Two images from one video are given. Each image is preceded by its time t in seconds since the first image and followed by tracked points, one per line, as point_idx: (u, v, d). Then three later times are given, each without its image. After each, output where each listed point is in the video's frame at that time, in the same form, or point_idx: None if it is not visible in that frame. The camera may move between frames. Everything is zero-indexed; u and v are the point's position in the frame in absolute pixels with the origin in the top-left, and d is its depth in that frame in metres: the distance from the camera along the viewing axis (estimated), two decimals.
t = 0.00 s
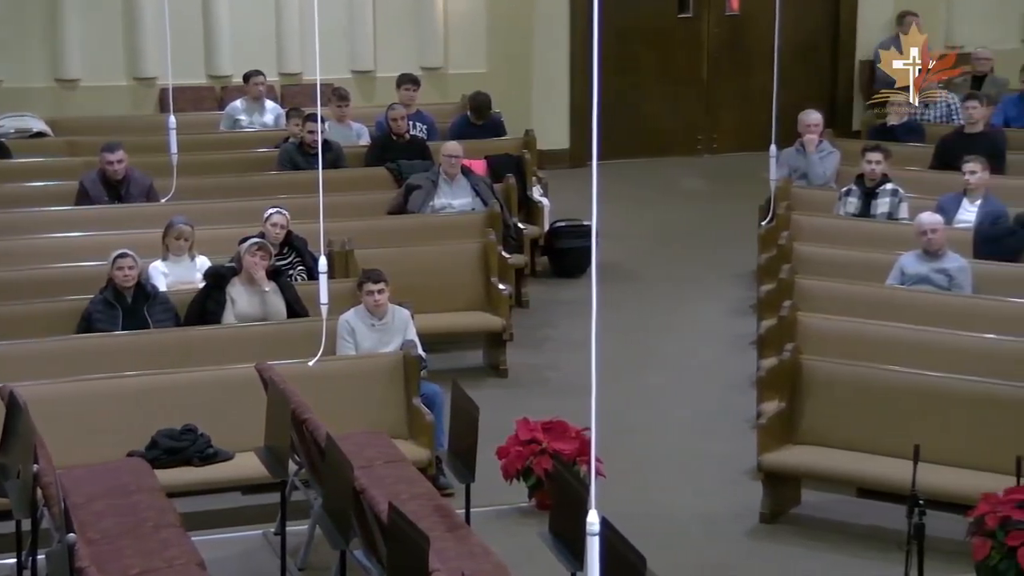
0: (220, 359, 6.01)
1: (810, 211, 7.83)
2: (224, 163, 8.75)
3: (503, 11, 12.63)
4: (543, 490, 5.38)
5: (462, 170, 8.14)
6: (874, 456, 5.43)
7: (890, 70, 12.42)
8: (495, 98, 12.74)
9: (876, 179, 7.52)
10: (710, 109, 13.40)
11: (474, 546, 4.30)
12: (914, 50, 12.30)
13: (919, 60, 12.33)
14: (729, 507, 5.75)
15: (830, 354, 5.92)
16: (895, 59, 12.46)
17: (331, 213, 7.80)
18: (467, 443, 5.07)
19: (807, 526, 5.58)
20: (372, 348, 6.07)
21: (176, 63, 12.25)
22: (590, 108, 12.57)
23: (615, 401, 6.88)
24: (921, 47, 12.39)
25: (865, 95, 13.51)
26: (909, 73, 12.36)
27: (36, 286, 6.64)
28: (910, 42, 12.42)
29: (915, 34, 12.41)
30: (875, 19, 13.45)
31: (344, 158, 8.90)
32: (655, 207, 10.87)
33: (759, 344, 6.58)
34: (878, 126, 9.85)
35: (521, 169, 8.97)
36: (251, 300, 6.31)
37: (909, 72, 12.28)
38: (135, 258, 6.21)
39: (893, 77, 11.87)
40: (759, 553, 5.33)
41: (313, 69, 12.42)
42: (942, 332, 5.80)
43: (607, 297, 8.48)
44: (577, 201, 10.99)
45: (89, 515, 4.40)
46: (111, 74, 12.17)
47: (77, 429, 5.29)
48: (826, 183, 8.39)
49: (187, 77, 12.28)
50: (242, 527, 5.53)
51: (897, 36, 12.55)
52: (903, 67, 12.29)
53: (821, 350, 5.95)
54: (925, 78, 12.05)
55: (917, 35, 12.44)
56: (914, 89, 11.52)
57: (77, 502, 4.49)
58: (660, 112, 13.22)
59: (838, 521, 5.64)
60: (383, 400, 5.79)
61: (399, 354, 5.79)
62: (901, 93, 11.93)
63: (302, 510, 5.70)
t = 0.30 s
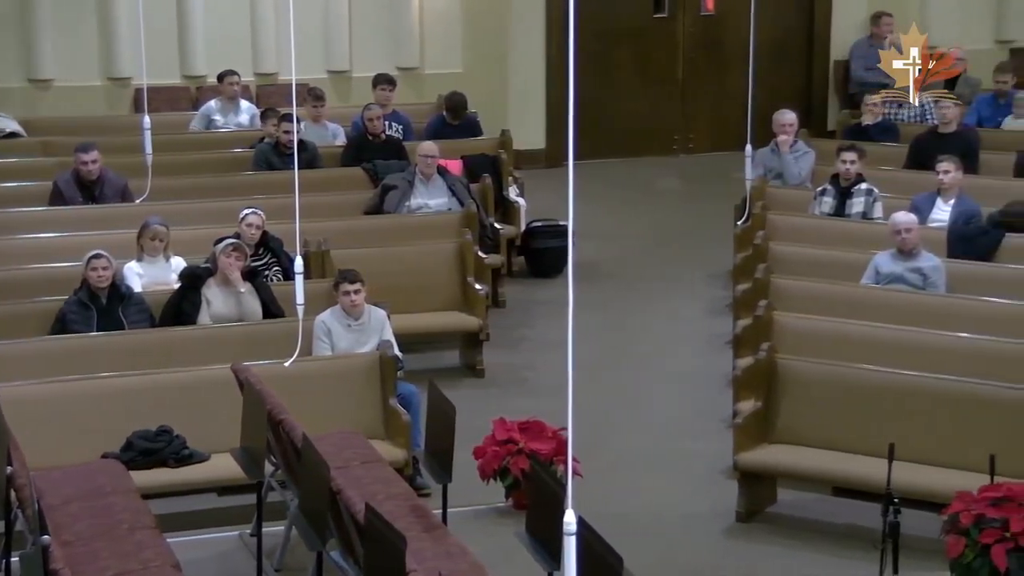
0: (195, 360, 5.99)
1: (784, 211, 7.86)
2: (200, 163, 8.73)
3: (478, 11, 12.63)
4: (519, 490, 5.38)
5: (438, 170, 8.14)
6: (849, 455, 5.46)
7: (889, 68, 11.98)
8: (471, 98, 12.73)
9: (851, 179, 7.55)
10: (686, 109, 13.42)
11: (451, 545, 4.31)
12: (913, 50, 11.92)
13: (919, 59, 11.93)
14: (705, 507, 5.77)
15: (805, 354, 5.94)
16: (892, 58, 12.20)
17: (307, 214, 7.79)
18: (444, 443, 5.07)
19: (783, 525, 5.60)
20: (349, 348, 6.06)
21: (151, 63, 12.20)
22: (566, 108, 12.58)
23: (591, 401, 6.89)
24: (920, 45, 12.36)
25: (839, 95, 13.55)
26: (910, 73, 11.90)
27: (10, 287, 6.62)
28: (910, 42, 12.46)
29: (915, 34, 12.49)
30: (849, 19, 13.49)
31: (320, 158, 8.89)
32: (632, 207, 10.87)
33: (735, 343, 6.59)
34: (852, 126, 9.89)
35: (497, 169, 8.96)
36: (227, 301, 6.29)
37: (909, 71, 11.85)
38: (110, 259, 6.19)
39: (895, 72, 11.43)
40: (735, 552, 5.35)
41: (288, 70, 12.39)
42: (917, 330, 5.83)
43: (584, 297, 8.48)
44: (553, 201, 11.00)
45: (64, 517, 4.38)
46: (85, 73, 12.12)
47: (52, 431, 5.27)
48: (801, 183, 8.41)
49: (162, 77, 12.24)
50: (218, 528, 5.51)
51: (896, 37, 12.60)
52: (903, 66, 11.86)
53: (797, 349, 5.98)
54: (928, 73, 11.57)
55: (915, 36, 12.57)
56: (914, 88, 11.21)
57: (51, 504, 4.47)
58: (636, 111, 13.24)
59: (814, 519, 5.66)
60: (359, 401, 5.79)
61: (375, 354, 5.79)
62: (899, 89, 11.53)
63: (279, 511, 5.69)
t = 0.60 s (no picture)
0: (170, 362, 5.98)
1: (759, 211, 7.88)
2: (174, 164, 8.70)
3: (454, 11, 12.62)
4: (496, 490, 5.38)
5: (414, 170, 8.13)
6: (823, 454, 5.48)
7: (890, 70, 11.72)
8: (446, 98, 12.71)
9: (825, 178, 7.57)
10: (661, 109, 13.44)
11: (427, 546, 4.31)
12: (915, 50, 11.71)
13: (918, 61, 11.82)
14: (681, 506, 5.78)
15: (780, 353, 5.97)
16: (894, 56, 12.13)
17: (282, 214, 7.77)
18: (420, 443, 5.07)
19: (758, 524, 5.62)
20: (324, 349, 6.05)
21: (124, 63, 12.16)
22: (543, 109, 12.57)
23: (568, 401, 6.89)
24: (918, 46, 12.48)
25: (813, 95, 13.58)
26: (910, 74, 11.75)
27: None
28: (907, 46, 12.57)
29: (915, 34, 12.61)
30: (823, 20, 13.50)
31: (295, 158, 8.87)
32: (609, 207, 10.88)
33: (710, 343, 6.61)
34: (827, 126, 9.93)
35: (473, 169, 8.96)
36: (202, 302, 6.27)
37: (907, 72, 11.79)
38: (84, 260, 6.16)
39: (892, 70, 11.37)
40: (711, 551, 5.36)
41: (263, 70, 12.36)
42: (891, 329, 5.85)
43: (560, 298, 8.49)
44: (528, 202, 11.00)
45: (38, 519, 4.36)
46: (58, 73, 12.07)
47: (26, 433, 5.25)
48: (776, 182, 8.44)
49: (135, 77, 12.19)
50: (194, 529, 5.50)
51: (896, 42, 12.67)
52: (901, 66, 11.71)
53: (772, 349, 6.00)
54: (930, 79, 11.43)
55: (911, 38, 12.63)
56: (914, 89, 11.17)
57: (24, 507, 4.45)
58: (612, 111, 13.26)
59: (789, 518, 5.68)
60: (335, 401, 5.78)
61: (351, 355, 5.78)
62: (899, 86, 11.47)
63: (255, 512, 5.67)
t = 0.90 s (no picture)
0: (144, 363, 5.96)
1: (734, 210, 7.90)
2: (150, 164, 8.68)
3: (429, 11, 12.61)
4: (473, 490, 5.38)
5: (390, 169, 8.11)
6: (799, 453, 5.50)
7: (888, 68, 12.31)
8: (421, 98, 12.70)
9: (800, 178, 7.59)
10: (637, 109, 13.48)
11: (404, 546, 4.30)
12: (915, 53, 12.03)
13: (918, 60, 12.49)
14: (657, 505, 5.79)
15: (756, 352, 5.98)
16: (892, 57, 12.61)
17: (257, 215, 7.76)
18: (398, 444, 5.07)
19: (734, 524, 5.63)
20: (300, 349, 6.03)
21: (99, 63, 12.11)
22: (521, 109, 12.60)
23: (545, 401, 6.90)
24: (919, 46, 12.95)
25: (787, 95, 13.60)
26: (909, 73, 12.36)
27: None
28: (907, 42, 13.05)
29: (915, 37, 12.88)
30: (798, 20, 13.51)
31: (271, 158, 8.85)
32: (586, 207, 10.88)
33: (686, 342, 6.62)
34: (802, 126, 9.96)
35: (449, 170, 8.95)
36: (177, 303, 6.26)
37: (907, 69, 12.38)
38: (58, 260, 6.13)
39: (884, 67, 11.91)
40: (687, 551, 5.37)
41: (238, 70, 12.32)
42: (867, 329, 5.87)
43: (536, 297, 8.49)
44: (505, 201, 11.02)
45: (12, 522, 4.34)
46: (32, 73, 12.02)
47: None
48: (751, 182, 8.46)
49: (110, 77, 12.15)
50: (170, 531, 5.48)
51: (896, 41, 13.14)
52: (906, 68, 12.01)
53: (748, 348, 6.02)
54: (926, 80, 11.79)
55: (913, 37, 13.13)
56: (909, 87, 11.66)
57: None
58: (587, 111, 13.27)
59: (766, 517, 5.69)
60: (310, 402, 5.77)
61: (328, 355, 5.77)
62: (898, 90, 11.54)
63: (230, 514, 5.66)
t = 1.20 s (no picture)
0: (118, 364, 5.95)
1: (710, 210, 7.92)
2: (124, 165, 8.65)
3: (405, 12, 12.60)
4: (449, 490, 5.38)
5: (366, 170, 8.10)
6: (774, 452, 5.51)
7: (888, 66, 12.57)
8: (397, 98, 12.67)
9: (776, 178, 7.62)
10: (613, 109, 13.49)
11: (380, 547, 4.30)
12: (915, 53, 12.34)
13: (918, 60, 12.80)
14: (633, 505, 5.80)
15: (731, 351, 6.00)
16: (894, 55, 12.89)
17: (232, 215, 7.74)
18: (373, 445, 5.07)
19: (710, 523, 5.64)
20: (276, 350, 6.02)
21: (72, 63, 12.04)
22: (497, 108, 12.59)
23: (521, 401, 6.90)
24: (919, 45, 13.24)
25: (762, 95, 13.60)
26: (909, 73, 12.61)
27: None
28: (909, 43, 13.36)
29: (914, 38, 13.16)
30: (772, 20, 13.54)
31: (246, 158, 8.83)
32: (561, 207, 10.89)
33: (662, 341, 6.63)
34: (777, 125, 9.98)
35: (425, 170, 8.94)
36: (152, 305, 6.24)
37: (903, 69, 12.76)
38: (31, 261, 6.11)
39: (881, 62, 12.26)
40: (663, 550, 5.38)
41: (213, 70, 12.27)
42: (841, 328, 5.89)
43: (513, 297, 8.49)
44: (481, 201, 11.02)
45: None
46: (5, 74, 11.96)
47: None
48: (727, 182, 8.48)
49: (83, 77, 12.09)
50: (144, 533, 5.46)
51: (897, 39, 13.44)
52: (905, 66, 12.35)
53: (723, 347, 6.03)
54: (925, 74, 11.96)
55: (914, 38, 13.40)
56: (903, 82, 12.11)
57: None
58: (563, 111, 13.28)
59: (741, 516, 5.70)
60: (286, 402, 5.76)
61: (303, 355, 5.76)
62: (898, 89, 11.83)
63: (205, 515, 5.64)
